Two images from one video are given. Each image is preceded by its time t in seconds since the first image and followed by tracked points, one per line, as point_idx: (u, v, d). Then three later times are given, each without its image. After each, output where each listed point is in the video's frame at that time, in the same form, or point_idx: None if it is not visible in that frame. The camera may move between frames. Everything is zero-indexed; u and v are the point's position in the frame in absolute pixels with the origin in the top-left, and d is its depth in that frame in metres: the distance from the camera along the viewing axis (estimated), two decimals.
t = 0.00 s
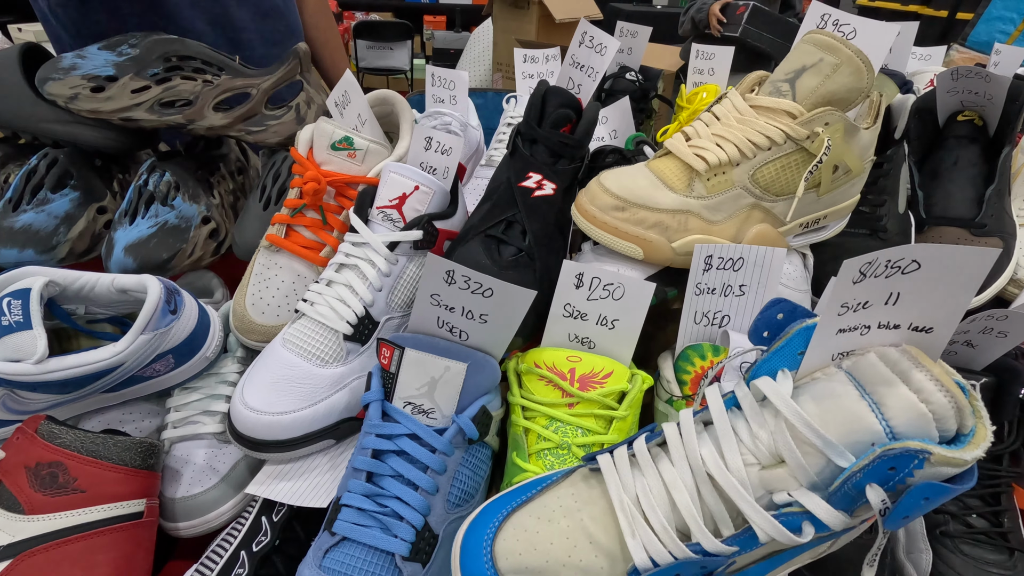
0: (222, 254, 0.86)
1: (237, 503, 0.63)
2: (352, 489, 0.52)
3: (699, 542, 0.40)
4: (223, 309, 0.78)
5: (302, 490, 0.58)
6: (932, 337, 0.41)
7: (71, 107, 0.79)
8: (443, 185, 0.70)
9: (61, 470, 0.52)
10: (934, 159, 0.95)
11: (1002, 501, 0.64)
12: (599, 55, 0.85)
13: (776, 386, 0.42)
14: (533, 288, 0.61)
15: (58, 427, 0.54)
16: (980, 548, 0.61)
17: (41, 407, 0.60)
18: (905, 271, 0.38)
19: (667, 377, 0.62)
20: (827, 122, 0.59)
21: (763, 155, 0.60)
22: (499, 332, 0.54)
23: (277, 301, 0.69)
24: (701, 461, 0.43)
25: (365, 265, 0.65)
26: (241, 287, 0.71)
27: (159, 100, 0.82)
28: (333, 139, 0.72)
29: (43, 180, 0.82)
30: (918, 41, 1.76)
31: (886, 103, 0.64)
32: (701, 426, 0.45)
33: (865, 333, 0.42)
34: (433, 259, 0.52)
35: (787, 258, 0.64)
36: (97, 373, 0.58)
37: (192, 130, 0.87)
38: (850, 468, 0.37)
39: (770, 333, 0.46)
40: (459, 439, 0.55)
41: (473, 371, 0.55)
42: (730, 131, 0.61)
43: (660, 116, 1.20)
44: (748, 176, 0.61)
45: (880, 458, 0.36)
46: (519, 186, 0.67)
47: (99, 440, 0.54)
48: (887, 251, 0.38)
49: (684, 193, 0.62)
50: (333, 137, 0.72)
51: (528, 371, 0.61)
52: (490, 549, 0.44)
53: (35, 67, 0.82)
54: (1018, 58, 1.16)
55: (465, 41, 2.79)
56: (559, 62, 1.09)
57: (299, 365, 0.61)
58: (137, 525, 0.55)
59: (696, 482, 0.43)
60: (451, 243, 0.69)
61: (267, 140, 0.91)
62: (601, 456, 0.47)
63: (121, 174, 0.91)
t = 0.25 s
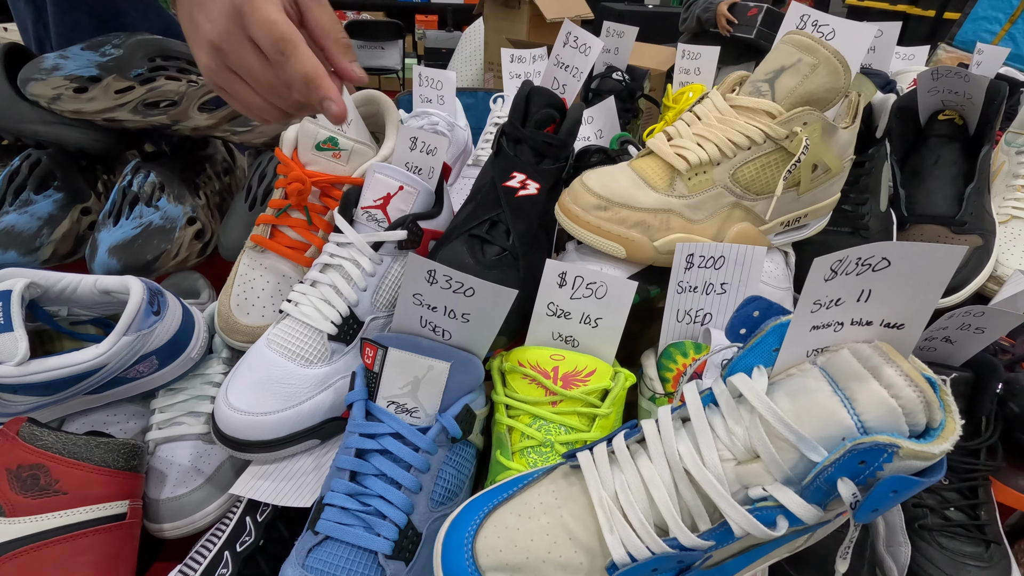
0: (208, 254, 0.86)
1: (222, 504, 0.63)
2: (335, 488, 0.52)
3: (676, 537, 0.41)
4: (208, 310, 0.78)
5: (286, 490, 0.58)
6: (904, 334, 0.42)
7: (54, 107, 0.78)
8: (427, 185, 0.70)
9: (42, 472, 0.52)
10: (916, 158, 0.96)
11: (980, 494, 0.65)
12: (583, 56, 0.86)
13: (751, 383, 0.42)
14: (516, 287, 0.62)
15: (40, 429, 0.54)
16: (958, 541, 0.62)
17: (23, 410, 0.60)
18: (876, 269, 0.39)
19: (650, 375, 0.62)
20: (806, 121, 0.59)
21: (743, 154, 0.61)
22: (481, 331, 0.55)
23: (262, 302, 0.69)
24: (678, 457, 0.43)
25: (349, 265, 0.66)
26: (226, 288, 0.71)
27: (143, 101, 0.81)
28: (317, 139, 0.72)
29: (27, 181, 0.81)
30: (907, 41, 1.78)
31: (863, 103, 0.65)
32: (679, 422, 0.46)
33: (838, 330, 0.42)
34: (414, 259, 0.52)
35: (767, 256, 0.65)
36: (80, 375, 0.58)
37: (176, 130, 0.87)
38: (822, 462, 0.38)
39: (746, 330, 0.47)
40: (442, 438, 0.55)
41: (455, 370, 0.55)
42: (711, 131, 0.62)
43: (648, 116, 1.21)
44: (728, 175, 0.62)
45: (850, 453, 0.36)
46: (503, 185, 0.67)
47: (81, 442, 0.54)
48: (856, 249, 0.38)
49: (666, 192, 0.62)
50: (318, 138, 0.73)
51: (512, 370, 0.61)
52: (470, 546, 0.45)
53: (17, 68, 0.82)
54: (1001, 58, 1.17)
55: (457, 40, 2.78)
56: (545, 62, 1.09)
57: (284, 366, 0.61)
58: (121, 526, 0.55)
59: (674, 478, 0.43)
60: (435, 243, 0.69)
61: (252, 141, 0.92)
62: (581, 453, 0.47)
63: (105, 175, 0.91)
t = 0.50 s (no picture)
0: (194, 257, 0.86)
1: (208, 508, 0.63)
2: (320, 490, 0.52)
3: (655, 536, 0.41)
4: (194, 314, 0.78)
5: (271, 493, 0.58)
6: (877, 334, 0.42)
7: (38, 110, 0.78)
8: (412, 188, 0.70)
9: (25, 477, 0.52)
10: (899, 158, 0.97)
11: (959, 490, 0.66)
12: (568, 58, 0.86)
13: (728, 383, 0.43)
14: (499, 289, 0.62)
15: (22, 434, 0.54)
16: (937, 537, 0.63)
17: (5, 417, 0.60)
18: (849, 270, 0.40)
19: (634, 375, 0.63)
20: (785, 123, 0.60)
21: (724, 156, 0.62)
22: (465, 333, 0.55)
23: (248, 305, 0.69)
24: (657, 457, 0.44)
25: (335, 268, 0.66)
26: (211, 291, 0.71)
27: (128, 104, 0.81)
28: (302, 142, 0.72)
29: (10, 186, 0.81)
30: (896, 42, 1.79)
31: (843, 105, 0.65)
32: (659, 422, 0.46)
33: (814, 330, 0.43)
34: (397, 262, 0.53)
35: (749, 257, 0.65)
36: (63, 380, 0.58)
37: (162, 133, 0.87)
38: (796, 460, 0.38)
39: (724, 330, 0.47)
40: (427, 440, 0.55)
41: (440, 372, 0.55)
42: (692, 133, 0.62)
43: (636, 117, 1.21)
44: (710, 177, 0.62)
45: (823, 451, 0.37)
46: (488, 187, 0.68)
47: (64, 447, 0.54)
48: (828, 251, 0.39)
49: (649, 194, 0.63)
50: (304, 140, 0.73)
51: (497, 371, 0.62)
52: (453, 548, 0.45)
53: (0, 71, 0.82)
54: (984, 59, 1.19)
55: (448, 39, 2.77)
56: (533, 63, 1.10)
57: (269, 369, 0.61)
58: (105, 530, 0.55)
59: (653, 478, 0.44)
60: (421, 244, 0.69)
61: (238, 143, 0.92)
62: (562, 453, 0.47)
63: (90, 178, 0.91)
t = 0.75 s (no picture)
0: (177, 254, 0.87)
1: (190, 505, 0.63)
2: (300, 484, 0.52)
3: (633, 524, 0.41)
4: (177, 311, 0.77)
5: (253, 488, 0.58)
6: (853, 320, 0.43)
7: (17, 107, 0.77)
8: (395, 183, 0.71)
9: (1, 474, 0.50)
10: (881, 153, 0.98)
11: (940, 479, 0.66)
12: (552, 54, 0.86)
13: (705, 371, 0.43)
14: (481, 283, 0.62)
15: None
16: (918, 525, 0.64)
17: None
18: (823, 257, 0.40)
19: (617, 368, 0.63)
20: (764, 115, 0.60)
21: (705, 148, 0.62)
22: (446, 326, 0.55)
23: (230, 301, 0.69)
24: (635, 445, 0.44)
25: (316, 263, 0.66)
26: (193, 287, 0.71)
27: (109, 100, 0.80)
28: (285, 137, 0.72)
29: None
30: (883, 41, 1.81)
31: (822, 98, 0.66)
32: (638, 411, 0.46)
33: (790, 318, 0.43)
34: (376, 254, 0.52)
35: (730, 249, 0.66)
36: (41, 378, 0.57)
37: (144, 130, 0.86)
38: (771, 446, 0.38)
39: (702, 319, 0.47)
40: (408, 433, 0.55)
41: (421, 365, 0.55)
42: (673, 126, 0.63)
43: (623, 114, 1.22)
44: (691, 169, 0.63)
45: (797, 436, 0.37)
46: (471, 181, 0.68)
47: (41, 443, 0.54)
48: (803, 237, 0.39)
49: (630, 186, 0.63)
50: (286, 136, 0.72)
51: (480, 364, 0.62)
52: (433, 539, 0.45)
53: None
54: (966, 56, 1.20)
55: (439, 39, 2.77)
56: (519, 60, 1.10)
57: (250, 364, 0.61)
58: (81, 528, 0.54)
59: (632, 467, 0.44)
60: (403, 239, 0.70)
61: (221, 140, 0.91)
62: (541, 443, 0.47)
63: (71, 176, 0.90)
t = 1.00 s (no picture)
0: (155, 253, 0.87)
1: (163, 502, 0.62)
2: (269, 479, 0.52)
3: (594, 513, 0.42)
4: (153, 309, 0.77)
5: (225, 484, 0.58)
6: (811, 310, 0.43)
7: None
8: (370, 179, 0.70)
9: None
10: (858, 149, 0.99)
11: (910, 469, 0.67)
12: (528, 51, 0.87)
13: (666, 361, 0.43)
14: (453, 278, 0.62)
15: None
16: (888, 515, 0.65)
17: None
18: (779, 247, 0.40)
19: (590, 362, 0.63)
20: (733, 110, 0.61)
21: (675, 143, 0.62)
22: (417, 320, 0.55)
23: (205, 298, 0.69)
24: (598, 436, 0.44)
25: (291, 259, 0.66)
26: (169, 285, 0.71)
27: (85, 98, 0.80)
28: (260, 134, 0.72)
29: None
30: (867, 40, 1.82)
31: (793, 93, 0.66)
32: (603, 402, 0.47)
33: (750, 308, 0.44)
34: (345, 249, 0.53)
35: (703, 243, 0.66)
36: (10, 376, 0.57)
37: (120, 128, 0.86)
38: (727, 433, 0.39)
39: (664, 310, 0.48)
40: (379, 427, 0.55)
41: (393, 360, 0.56)
42: (644, 121, 0.63)
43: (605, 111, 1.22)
44: (662, 164, 0.63)
45: (752, 423, 0.37)
46: (445, 178, 0.68)
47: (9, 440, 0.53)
48: (758, 228, 0.39)
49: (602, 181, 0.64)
50: (261, 133, 0.72)
51: (452, 359, 0.62)
52: (398, 531, 0.45)
53: None
54: (945, 54, 1.21)
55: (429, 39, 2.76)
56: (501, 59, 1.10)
57: (223, 360, 0.61)
58: (48, 525, 0.53)
59: (595, 457, 0.44)
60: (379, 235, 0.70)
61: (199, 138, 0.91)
62: (507, 435, 0.48)
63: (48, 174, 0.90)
